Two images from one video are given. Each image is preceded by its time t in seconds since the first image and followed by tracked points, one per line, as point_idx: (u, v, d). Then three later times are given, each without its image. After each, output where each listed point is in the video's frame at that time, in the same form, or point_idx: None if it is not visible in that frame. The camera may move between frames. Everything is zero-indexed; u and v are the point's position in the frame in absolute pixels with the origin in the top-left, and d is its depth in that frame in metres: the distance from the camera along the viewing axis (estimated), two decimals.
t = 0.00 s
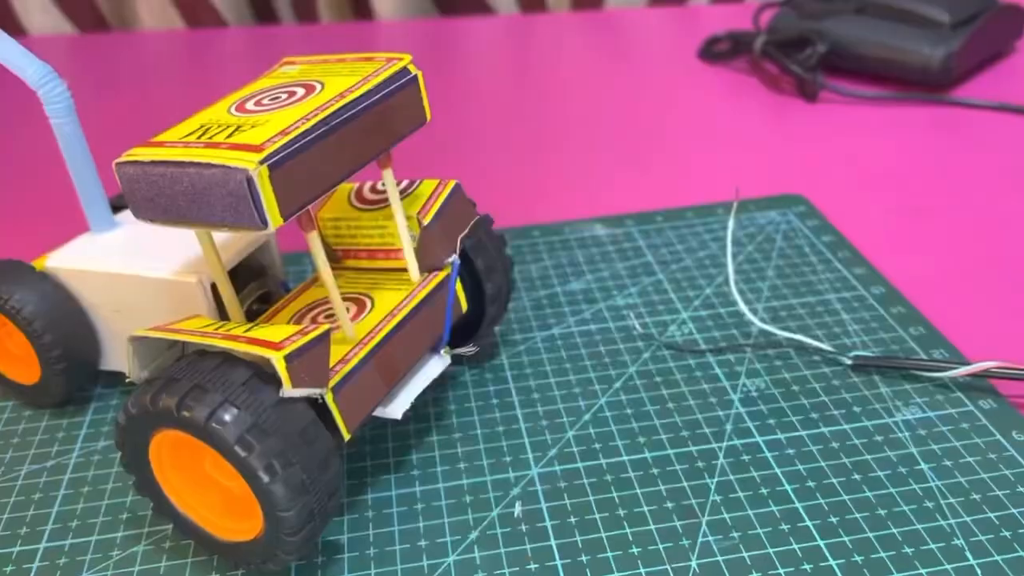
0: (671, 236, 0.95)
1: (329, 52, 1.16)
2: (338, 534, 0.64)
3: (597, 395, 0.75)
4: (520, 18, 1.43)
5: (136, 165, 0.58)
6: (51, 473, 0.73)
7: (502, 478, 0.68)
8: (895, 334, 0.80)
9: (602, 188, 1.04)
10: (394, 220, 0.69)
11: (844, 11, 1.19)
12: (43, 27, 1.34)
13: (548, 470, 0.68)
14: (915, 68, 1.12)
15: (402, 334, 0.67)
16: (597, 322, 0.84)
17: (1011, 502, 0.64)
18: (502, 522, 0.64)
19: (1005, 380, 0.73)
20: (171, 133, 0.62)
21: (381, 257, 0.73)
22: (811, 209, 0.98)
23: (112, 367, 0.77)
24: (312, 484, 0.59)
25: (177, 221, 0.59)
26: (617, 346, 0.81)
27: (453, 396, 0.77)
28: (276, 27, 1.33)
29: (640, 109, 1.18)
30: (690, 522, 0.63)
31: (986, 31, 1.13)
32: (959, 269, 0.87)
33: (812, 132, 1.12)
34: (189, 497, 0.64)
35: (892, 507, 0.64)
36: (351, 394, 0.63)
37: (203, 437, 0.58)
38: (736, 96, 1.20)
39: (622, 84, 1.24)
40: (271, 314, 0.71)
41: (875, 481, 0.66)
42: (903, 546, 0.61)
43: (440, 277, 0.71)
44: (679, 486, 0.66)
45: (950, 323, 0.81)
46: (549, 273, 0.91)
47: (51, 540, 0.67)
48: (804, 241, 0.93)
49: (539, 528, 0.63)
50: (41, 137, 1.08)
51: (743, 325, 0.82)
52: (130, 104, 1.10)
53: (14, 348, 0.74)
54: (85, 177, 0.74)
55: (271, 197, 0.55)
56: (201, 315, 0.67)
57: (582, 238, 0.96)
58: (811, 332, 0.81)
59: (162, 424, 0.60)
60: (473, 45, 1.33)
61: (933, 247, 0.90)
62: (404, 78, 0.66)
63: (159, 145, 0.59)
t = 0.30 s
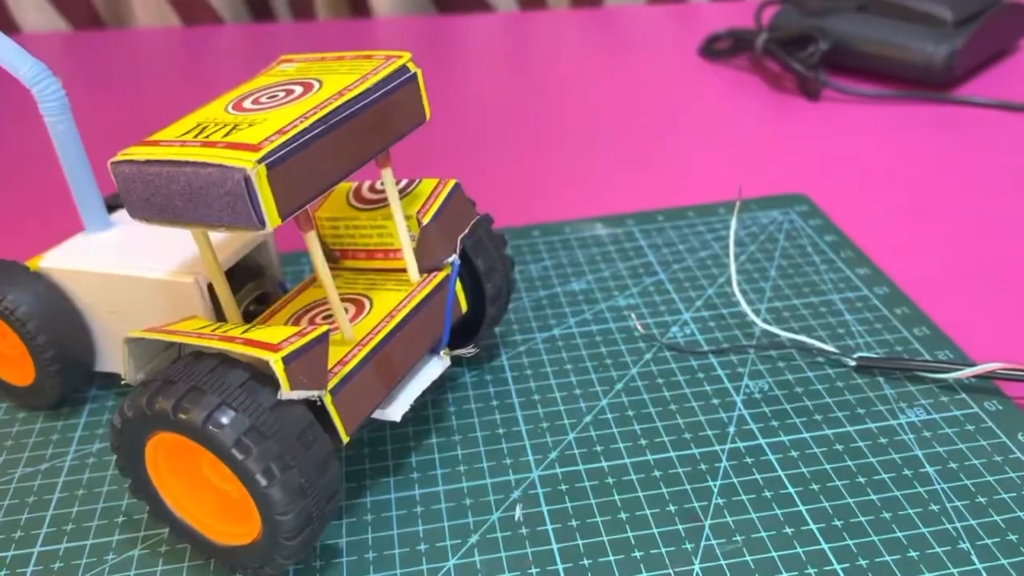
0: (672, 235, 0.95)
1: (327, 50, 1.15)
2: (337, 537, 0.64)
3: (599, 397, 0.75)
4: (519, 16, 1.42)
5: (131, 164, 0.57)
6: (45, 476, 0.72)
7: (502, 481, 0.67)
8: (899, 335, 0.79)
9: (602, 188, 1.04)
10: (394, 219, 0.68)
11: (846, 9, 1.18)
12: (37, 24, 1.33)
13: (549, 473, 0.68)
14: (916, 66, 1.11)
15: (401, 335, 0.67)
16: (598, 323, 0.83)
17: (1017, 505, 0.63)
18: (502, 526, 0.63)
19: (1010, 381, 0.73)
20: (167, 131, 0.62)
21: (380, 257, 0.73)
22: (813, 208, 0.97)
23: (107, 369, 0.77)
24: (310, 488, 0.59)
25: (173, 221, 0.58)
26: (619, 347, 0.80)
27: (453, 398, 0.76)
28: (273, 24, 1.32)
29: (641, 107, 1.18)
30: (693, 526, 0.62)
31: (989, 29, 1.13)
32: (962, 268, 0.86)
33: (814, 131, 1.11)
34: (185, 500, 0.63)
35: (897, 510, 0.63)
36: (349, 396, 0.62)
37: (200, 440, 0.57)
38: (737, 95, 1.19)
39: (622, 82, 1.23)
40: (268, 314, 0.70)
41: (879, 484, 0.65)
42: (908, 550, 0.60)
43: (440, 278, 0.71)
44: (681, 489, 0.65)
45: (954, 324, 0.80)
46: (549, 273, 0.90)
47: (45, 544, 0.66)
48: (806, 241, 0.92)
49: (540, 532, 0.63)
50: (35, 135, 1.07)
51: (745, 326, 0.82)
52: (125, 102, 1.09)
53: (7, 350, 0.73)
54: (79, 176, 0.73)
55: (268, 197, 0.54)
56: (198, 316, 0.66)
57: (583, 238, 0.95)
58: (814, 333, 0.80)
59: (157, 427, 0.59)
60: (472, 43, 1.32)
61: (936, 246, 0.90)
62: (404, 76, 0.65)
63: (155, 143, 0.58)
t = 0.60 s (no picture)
0: (674, 234, 0.94)
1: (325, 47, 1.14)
2: (335, 539, 0.63)
3: (599, 397, 0.74)
4: (520, 12, 1.41)
5: (128, 162, 0.57)
6: (42, 477, 0.71)
7: (502, 482, 0.67)
8: (903, 334, 0.79)
9: (603, 186, 1.03)
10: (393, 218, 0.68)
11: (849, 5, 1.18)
12: (34, 21, 1.32)
13: (549, 473, 0.67)
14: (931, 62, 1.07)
15: (401, 334, 0.66)
16: (599, 322, 0.83)
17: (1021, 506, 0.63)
18: (503, 527, 0.63)
19: (1013, 381, 0.72)
20: (165, 129, 0.61)
21: (379, 256, 0.72)
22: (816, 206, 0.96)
23: (104, 368, 0.76)
24: (309, 489, 0.58)
25: (171, 219, 0.57)
26: (620, 347, 0.80)
27: (453, 398, 0.75)
28: (272, 21, 1.31)
29: (642, 105, 1.17)
30: (694, 527, 0.62)
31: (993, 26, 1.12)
32: (967, 267, 0.86)
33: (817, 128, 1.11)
34: (183, 501, 0.63)
35: (900, 511, 0.62)
36: (348, 396, 0.62)
37: (198, 440, 0.57)
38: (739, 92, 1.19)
39: (623, 80, 1.22)
40: (266, 314, 0.70)
41: (882, 484, 0.65)
42: (912, 551, 0.60)
43: (440, 277, 0.70)
44: (683, 490, 0.65)
45: (958, 323, 0.80)
46: (550, 272, 0.90)
47: (41, 545, 0.66)
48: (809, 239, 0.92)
49: (541, 533, 0.62)
50: (32, 133, 1.07)
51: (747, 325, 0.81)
52: (123, 100, 1.08)
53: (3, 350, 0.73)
54: (76, 174, 0.72)
55: (266, 195, 0.54)
56: (196, 315, 0.66)
57: (585, 236, 0.95)
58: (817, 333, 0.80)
59: (155, 427, 0.58)
60: (472, 40, 1.32)
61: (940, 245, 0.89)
62: (404, 73, 0.64)
63: (152, 141, 0.58)
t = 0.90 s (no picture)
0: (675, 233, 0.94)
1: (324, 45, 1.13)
2: (334, 540, 0.63)
3: (600, 397, 0.74)
4: (519, 10, 1.40)
5: (125, 160, 0.56)
6: (39, 478, 0.71)
7: (502, 483, 0.66)
8: (905, 334, 0.78)
9: (604, 185, 1.02)
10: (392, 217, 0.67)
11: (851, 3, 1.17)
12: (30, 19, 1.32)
13: (549, 474, 0.67)
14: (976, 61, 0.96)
15: (400, 334, 0.66)
16: (600, 322, 0.82)
17: None
18: (502, 528, 0.62)
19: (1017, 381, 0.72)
20: (162, 127, 0.60)
21: (378, 255, 0.72)
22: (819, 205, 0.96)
23: (101, 368, 0.75)
24: (307, 490, 0.58)
25: (168, 218, 0.57)
26: (621, 347, 0.79)
27: (452, 398, 0.75)
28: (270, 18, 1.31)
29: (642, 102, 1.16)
30: (696, 528, 0.61)
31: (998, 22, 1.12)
32: (970, 266, 0.86)
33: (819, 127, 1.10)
34: (180, 501, 0.62)
35: (903, 512, 0.62)
36: (347, 397, 0.61)
37: (195, 441, 0.56)
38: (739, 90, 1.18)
39: (623, 77, 1.22)
40: (264, 314, 0.69)
41: (885, 485, 0.64)
42: (915, 553, 0.59)
43: (439, 277, 0.70)
44: (685, 491, 0.64)
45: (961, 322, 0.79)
46: (550, 272, 0.89)
47: (38, 547, 0.65)
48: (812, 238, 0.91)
49: (541, 535, 0.62)
50: (29, 132, 1.06)
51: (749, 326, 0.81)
52: (120, 98, 1.08)
53: None
54: (73, 173, 0.72)
55: (265, 194, 0.53)
56: (194, 315, 0.65)
57: (585, 236, 0.94)
58: (820, 333, 0.79)
59: (152, 428, 0.58)
60: (473, 38, 1.31)
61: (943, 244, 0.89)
62: (403, 71, 0.64)
63: (149, 139, 0.57)
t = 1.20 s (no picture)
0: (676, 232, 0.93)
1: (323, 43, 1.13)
2: (333, 542, 0.62)
3: (601, 398, 0.73)
4: (519, 7, 1.40)
5: (122, 159, 0.56)
6: (35, 479, 0.70)
7: (503, 484, 0.66)
8: (908, 334, 0.78)
9: (604, 184, 1.02)
10: (391, 216, 0.67)
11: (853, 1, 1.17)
12: (26, 16, 1.31)
13: (549, 475, 0.66)
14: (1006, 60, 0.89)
15: (399, 334, 0.65)
16: (601, 322, 0.82)
17: None
18: (502, 530, 0.62)
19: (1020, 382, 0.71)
20: (159, 126, 0.60)
21: (377, 255, 0.71)
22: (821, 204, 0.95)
23: (98, 369, 0.75)
24: (306, 492, 0.57)
25: (165, 218, 0.56)
26: (622, 347, 0.79)
27: (451, 398, 0.74)
28: (268, 16, 1.30)
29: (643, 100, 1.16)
30: (697, 530, 0.61)
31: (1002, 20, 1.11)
32: (973, 266, 0.85)
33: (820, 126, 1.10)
34: (177, 501, 0.62)
35: (906, 513, 0.62)
36: (346, 397, 0.61)
37: (193, 443, 0.56)
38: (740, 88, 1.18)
39: (622, 75, 1.21)
40: (262, 314, 0.69)
41: (887, 487, 0.64)
42: (918, 554, 0.59)
43: (438, 276, 0.69)
44: (686, 492, 0.64)
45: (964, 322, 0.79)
46: (550, 271, 0.89)
47: (34, 549, 0.65)
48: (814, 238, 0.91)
49: (541, 537, 0.61)
50: (25, 130, 1.05)
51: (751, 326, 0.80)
52: (117, 97, 1.07)
53: None
54: (70, 172, 0.71)
55: (263, 193, 0.53)
56: (191, 315, 0.65)
57: (586, 235, 0.94)
58: (822, 333, 0.79)
59: (150, 429, 0.57)
60: (473, 35, 1.31)
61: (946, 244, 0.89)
62: (401, 69, 0.63)
63: (146, 138, 0.57)
